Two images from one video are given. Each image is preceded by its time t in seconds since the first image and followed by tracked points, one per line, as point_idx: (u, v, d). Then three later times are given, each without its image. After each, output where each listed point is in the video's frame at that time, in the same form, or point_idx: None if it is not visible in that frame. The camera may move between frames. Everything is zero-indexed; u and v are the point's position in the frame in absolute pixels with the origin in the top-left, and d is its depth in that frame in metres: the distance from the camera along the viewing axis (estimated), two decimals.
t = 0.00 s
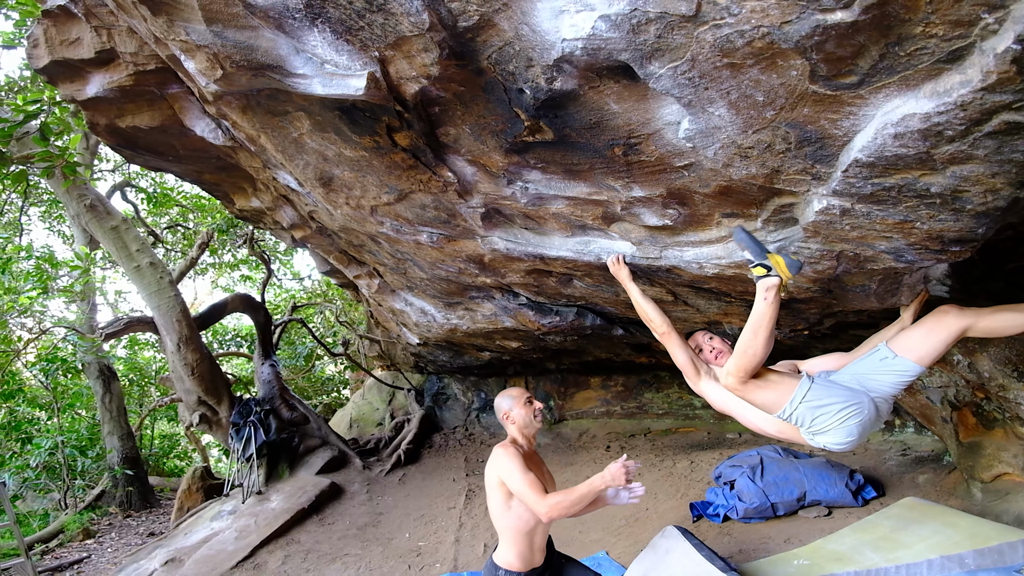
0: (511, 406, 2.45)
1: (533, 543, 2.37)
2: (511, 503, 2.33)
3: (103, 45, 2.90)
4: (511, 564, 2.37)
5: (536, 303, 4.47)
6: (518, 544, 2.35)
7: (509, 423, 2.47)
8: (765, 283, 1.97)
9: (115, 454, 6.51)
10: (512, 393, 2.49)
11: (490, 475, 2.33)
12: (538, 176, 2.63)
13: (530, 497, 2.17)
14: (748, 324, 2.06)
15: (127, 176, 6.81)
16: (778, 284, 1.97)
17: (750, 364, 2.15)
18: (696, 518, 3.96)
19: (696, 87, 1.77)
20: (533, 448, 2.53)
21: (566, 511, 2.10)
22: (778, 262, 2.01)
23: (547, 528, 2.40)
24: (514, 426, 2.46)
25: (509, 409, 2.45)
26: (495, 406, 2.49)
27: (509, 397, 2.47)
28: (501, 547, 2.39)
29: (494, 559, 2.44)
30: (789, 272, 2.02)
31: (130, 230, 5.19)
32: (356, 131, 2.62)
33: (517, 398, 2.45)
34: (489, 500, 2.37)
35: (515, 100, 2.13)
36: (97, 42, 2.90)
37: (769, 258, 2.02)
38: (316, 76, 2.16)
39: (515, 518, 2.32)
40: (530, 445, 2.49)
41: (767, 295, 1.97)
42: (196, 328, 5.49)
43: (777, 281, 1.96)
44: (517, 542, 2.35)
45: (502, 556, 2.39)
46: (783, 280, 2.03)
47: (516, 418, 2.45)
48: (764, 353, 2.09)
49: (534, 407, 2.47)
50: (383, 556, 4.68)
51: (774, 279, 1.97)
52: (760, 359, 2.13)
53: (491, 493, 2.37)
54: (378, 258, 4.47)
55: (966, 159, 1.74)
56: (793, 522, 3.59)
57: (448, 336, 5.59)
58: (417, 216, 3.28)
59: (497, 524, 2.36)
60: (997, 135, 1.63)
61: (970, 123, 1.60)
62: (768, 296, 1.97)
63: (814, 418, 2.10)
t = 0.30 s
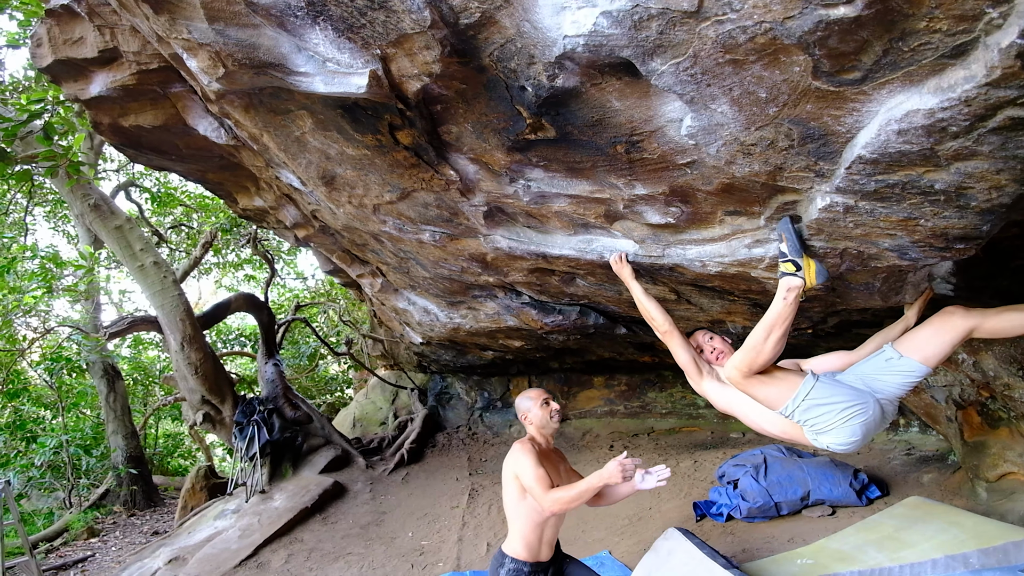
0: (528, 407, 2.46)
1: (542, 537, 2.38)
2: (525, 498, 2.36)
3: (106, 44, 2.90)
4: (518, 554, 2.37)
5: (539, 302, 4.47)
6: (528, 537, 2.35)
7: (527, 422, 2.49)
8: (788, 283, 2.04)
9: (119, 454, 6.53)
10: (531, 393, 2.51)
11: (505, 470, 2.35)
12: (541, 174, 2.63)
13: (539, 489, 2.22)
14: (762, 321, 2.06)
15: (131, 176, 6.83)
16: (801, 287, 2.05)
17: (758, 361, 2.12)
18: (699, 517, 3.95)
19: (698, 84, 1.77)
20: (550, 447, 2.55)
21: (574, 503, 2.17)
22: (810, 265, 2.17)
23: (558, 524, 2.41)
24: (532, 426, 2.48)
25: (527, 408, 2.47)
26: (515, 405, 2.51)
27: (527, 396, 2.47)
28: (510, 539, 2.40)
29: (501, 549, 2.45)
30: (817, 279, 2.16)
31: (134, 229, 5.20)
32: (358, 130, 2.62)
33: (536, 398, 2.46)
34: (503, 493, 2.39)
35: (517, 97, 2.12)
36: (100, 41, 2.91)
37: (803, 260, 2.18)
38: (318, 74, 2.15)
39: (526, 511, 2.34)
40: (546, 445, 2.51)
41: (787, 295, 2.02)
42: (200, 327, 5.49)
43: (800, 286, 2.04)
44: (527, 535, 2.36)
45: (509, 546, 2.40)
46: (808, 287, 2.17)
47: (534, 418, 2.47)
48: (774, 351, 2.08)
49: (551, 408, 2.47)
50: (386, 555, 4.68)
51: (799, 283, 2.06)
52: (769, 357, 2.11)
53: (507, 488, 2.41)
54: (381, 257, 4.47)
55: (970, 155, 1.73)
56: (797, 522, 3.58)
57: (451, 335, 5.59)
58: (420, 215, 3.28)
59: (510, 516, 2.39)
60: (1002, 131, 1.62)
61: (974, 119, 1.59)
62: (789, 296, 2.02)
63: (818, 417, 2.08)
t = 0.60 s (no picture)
0: (544, 386, 2.48)
1: (552, 510, 2.43)
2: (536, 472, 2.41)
3: (108, 43, 2.91)
4: (528, 522, 2.43)
5: (541, 301, 4.46)
6: (540, 507, 2.42)
7: (543, 400, 2.51)
8: (791, 287, 2.01)
9: (122, 453, 6.54)
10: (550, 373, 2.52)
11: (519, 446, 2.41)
12: (543, 173, 2.62)
13: (545, 469, 2.26)
14: (763, 324, 2.05)
15: (134, 176, 6.85)
16: (803, 293, 2.03)
17: (758, 365, 2.12)
18: (701, 517, 3.94)
19: (700, 82, 1.76)
20: (567, 424, 2.57)
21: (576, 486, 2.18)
22: (814, 272, 2.12)
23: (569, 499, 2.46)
24: (549, 405, 2.50)
25: (544, 387, 2.48)
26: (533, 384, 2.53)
27: (544, 376, 2.48)
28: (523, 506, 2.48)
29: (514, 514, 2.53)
30: (819, 286, 2.14)
31: (137, 228, 5.21)
32: (359, 128, 2.62)
33: (553, 377, 2.47)
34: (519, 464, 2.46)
35: (518, 95, 2.11)
36: (102, 40, 2.91)
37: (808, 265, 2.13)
38: (319, 73, 2.15)
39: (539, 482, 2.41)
40: (563, 423, 2.54)
41: (789, 299, 2.00)
42: (202, 327, 5.50)
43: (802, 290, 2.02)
44: (538, 505, 2.42)
45: (521, 513, 2.47)
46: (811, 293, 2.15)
47: (550, 396, 2.48)
48: (774, 354, 2.08)
49: (567, 387, 2.48)
50: (388, 555, 4.68)
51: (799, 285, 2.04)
52: (770, 360, 2.10)
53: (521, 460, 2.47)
54: (383, 256, 4.46)
55: (974, 152, 1.71)
56: (800, 522, 3.57)
57: (453, 335, 5.58)
58: (422, 214, 3.28)
59: (524, 485, 2.47)
60: (1006, 128, 1.60)
61: (979, 116, 1.57)
62: (790, 301, 2.00)
63: (819, 418, 2.07)
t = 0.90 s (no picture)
0: (545, 389, 2.46)
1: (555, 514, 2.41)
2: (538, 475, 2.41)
3: (108, 46, 2.91)
4: (533, 527, 2.42)
5: (541, 303, 4.46)
6: (543, 513, 2.40)
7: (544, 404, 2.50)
8: (792, 292, 2.00)
9: (123, 455, 6.55)
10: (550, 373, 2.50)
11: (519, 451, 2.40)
12: (541, 175, 2.62)
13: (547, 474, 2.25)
14: (763, 327, 2.04)
15: (136, 178, 6.87)
16: (805, 298, 2.01)
17: (756, 366, 2.11)
18: (702, 520, 3.93)
19: (697, 85, 1.76)
20: (568, 427, 2.56)
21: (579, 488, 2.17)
22: (816, 278, 2.09)
23: (573, 502, 2.43)
24: (550, 407, 2.49)
25: (545, 389, 2.47)
26: (535, 385, 2.51)
27: (546, 377, 2.47)
28: (527, 512, 2.46)
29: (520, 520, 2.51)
30: (823, 291, 2.10)
31: (138, 230, 5.22)
32: (358, 131, 2.62)
33: (553, 378, 2.45)
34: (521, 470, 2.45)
35: (516, 98, 2.11)
36: (102, 43, 2.92)
37: (810, 271, 2.09)
38: (318, 76, 2.15)
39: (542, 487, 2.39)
40: (563, 425, 2.52)
41: (790, 304, 1.99)
42: (203, 329, 5.50)
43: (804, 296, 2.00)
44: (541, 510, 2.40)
45: (526, 518, 2.45)
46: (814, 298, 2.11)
47: (551, 400, 2.47)
48: (774, 355, 2.06)
49: (568, 392, 2.45)
50: (388, 557, 4.68)
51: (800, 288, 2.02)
52: (769, 362, 2.09)
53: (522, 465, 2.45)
54: (383, 258, 4.46)
55: (972, 156, 1.71)
56: (800, 525, 3.56)
57: (453, 337, 5.58)
58: (421, 216, 3.28)
59: (527, 490, 2.45)
60: (1003, 132, 1.60)
61: (976, 119, 1.57)
62: (791, 305, 1.99)
63: (816, 420, 2.07)
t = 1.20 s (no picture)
0: (519, 398, 2.47)
1: (534, 524, 2.44)
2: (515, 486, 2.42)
3: (109, 47, 2.93)
4: (514, 540, 2.44)
5: (541, 303, 4.47)
6: (522, 525, 2.44)
7: (518, 413, 2.51)
8: (787, 292, 1.97)
9: (124, 454, 6.56)
10: (522, 382, 2.51)
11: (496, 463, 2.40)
12: (541, 176, 2.63)
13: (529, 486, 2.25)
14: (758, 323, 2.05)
15: (137, 178, 6.89)
16: (800, 299, 1.98)
17: (750, 361, 2.12)
18: (701, 519, 3.94)
19: (695, 85, 1.76)
20: (541, 434, 2.57)
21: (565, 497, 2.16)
22: (810, 279, 2.06)
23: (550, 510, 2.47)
24: (522, 416, 2.50)
25: (518, 398, 2.48)
26: (507, 396, 2.51)
27: (517, 387, 2.48)
28: (507, 525, 2.48)
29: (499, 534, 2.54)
30: (816, 294, 2.06)
31: (139, 230, 5.24)
32: (359, 132, 2.63)
33: (525, 387, 2.46)
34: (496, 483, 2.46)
35: (515, 99, 2.12)
36: (103, 44, 2.93)
37: (805, 272, 2.07)
38: (318, 76, 2.16)
39: (519, 500, 2.42)
40: (536, 432, 2.53)
41: (785, 304, 1.96)
42: (204, 328, 5.50)
43: (801, 297, 1.97)
44: (520, 523, 2.44)
45: (506, 532, 2.48)
46: (806, 300, 2.07)
47: (524, 409, 2.48)
48: (770, 352, 2.07)
49: (541, 400, 2.48)
50: (389, 557, 4.68)
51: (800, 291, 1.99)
52: (765, 357, 2.10)
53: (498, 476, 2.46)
54: (384, 258, 4.47)
55: (968, 156, 1.71)
56: (800, 525, 3.56)
57: (454, 337, 5.59)
58: (421, 217, 3.29)
59: (505, 503, 2.46)
60: (1000, 132, 1.60)
61: (972, 120, 1.58)
62: (787, 305, 1.96)
63: (809, 416, 2.07)
